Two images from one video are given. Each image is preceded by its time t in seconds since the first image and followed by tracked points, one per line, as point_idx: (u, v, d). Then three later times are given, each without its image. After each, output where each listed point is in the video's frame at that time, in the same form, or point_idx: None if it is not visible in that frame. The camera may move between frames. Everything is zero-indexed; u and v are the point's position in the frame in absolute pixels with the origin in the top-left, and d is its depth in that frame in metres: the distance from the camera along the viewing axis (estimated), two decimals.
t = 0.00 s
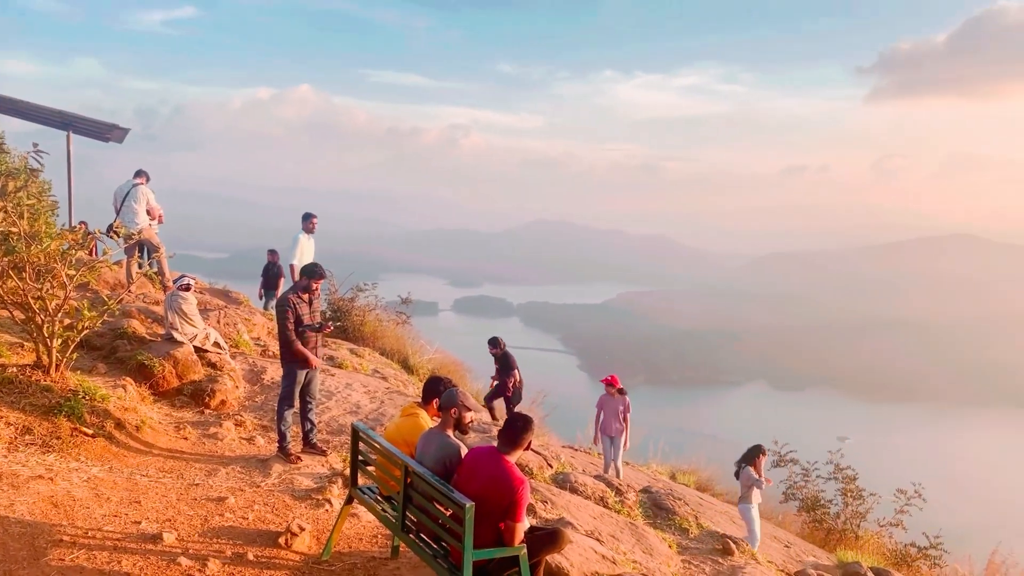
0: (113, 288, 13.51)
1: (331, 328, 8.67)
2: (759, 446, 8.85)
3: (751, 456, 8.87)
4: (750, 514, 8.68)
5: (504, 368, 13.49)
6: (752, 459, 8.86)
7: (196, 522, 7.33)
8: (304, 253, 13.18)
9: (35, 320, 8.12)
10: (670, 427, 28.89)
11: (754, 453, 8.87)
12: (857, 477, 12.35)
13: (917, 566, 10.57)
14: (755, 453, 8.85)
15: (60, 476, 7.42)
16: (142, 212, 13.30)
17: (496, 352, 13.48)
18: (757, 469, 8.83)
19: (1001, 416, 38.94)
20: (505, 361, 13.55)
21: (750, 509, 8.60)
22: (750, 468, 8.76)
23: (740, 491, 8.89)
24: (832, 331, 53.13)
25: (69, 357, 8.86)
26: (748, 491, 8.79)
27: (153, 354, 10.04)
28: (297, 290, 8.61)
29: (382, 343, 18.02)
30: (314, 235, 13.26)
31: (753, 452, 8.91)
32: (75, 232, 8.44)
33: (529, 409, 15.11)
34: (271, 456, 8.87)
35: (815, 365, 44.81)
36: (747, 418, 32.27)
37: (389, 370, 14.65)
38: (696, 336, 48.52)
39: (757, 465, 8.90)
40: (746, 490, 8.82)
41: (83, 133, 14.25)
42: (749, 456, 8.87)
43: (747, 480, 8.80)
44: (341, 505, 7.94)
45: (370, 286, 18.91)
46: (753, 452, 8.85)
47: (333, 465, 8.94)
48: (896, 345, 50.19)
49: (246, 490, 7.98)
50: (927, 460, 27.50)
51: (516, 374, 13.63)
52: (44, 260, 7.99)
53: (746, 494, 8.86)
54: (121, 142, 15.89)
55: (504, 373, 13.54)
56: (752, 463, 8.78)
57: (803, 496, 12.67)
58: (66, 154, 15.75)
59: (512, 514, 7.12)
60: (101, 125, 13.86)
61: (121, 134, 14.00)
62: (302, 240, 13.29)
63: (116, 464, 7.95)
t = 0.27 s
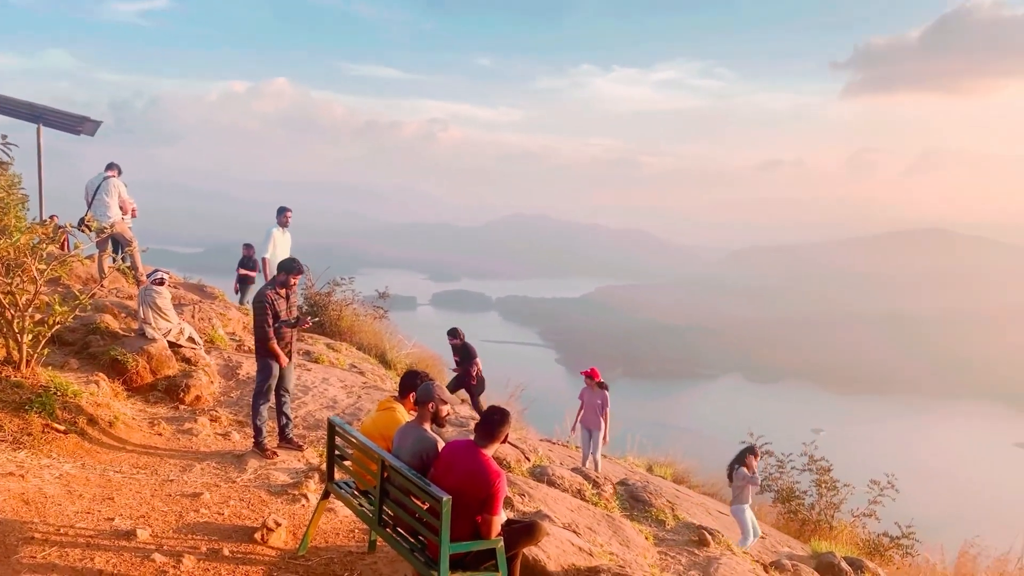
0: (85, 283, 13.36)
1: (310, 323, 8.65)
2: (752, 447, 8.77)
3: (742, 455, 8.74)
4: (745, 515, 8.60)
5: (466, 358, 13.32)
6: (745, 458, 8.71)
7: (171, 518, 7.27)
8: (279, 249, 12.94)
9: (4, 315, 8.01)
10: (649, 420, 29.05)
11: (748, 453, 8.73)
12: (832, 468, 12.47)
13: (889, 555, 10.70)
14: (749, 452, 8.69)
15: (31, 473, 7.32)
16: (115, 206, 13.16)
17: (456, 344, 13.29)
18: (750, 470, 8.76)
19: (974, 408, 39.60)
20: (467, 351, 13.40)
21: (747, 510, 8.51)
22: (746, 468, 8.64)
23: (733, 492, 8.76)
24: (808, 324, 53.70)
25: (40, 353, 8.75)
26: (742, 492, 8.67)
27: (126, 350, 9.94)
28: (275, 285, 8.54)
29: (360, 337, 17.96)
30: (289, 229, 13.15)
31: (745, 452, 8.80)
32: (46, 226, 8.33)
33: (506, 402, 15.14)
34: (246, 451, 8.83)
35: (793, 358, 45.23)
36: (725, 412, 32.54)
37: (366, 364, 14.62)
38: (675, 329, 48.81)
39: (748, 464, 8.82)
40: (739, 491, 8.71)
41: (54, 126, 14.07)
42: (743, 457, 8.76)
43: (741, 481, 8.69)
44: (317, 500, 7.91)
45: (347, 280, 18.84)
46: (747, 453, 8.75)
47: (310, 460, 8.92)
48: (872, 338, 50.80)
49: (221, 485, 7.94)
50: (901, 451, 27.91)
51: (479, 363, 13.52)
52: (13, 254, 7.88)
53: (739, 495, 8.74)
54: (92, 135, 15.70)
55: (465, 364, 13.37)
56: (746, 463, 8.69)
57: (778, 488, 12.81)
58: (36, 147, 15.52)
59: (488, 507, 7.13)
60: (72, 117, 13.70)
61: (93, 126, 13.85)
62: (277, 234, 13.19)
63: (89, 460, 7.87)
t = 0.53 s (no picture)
0: (56, 279, 13.22)
1: (286, 320, 8.59)
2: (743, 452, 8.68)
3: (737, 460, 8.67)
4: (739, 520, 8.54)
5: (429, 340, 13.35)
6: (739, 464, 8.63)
7: (145, 514, 7.20)
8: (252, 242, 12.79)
9: None
10: (627, 413, 29.22)
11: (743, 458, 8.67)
12: (806, 459, 12.61)
13: (862, 545, 10.86)
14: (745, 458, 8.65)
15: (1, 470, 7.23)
16: (86, 199, 13.01)
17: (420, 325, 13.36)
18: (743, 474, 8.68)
19: (945, 399, 40.30)
20: (429, 333, 13.50)
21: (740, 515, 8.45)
22: (740, 473, 8.55)
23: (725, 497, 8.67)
24: (784, 316, 54.27)
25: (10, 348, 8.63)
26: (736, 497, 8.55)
27: (98, 345, 9.83)
28: (252, 279, 8.47)
29: (336, 332, 17.90)
30: (264, 223, 13.04)
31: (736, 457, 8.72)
32: (15, 219, 8.21)
33: (483, 395, 15.17)
34: (222, 446, 8.78)
35: (770, 351, 45.67)
36: (703, 405, 32.82)
37: (343, 359, 14.58)
38: (653, 323, 49.13)
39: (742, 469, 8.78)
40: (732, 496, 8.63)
41: (23, 118, 13.85)
42: (734, 462, 8.67)
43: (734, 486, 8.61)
44: (294, 494, 7.88)
45: (324, 275, 18.76)
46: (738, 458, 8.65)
47: (286, 455, 8.89)
48: (847, 331, 51.45)
49: (196, 481, 7.89)
50: (874, 443, 28.33)
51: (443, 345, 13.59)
52: None
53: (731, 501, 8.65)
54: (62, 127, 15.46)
55: (429, 346, 13.41)
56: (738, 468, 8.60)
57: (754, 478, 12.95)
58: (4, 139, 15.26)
59: (465, 500, 7.14)
60: (42, 109, 13.50)
61: (64, 118, 13.65)
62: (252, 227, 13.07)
63: (61, 457, 7.78)
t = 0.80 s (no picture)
0: (25, 273, 13.03)
1: (260, 314, 8.53)
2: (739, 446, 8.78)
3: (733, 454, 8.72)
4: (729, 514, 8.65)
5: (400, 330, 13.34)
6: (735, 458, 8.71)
7: (117, 510, 7.13)
8: (225, 234, 12.65)
9: None
10: (605, 406, 29.35)
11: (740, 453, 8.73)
12: (779, 450, 12.84)
13: (835, 533, 11.03)
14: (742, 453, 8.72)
15: None
16: (55, 192, 12.80)
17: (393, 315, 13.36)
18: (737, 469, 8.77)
19: (917, 390, 40.97)
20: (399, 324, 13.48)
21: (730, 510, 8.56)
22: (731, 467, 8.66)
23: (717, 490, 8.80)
24: (760, 309, 54.81)
25: None
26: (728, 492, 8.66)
27: (69, 340, 9.70)
28: (227, 271, 8.43)
29: (312, 326, 17.83)
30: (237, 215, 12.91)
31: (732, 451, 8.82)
32: None
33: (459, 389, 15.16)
34: (195, 441, 8.72)
35: (747, 344, 46.09)
36: (681, 398, 33.06)
37: (319, 353, 14.53)
38: (631, 316, 49.39)
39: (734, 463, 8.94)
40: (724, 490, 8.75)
41: None
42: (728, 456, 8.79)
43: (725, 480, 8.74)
44: (268, 489, 7.85)
45: (298, 268, 18.65)
46: (732, 452, 8.76)
47: (260, 450, 8.84)
48: (822, 324, 52.06)
49: (169, 476, 7.82)
50: (848, 433, 28.74)
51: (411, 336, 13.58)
52: None
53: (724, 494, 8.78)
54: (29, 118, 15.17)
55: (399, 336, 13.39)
56: (730, 462, 8.72)
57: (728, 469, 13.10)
58: None
59: (441, 493, 7.15)
60: (9, 100, 13.25)
61: (32, 110, 13.41)
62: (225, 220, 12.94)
63: (31, 454, 7.68)
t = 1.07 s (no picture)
0: None
1: (234, 306, 8.44)
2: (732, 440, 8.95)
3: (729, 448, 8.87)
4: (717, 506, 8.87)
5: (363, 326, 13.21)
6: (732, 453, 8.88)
7: (87, 506, 7.05)
8: (197, 227, 12.49)
9: None
10: (582, 398, 29.47)
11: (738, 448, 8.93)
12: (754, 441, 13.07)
13: (806, 522, 11.22)
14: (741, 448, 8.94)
15: None
16: (21, 185, 12.57)
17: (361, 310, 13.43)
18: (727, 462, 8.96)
19: (888, 380, 41.68)
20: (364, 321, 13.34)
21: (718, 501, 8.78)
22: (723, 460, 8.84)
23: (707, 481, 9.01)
24: (735, 301, 55.35)
25: None
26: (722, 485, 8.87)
27: (37, 334, 9.56)
28: (200, 263, 8.36)
29: (286, 319, 17.74)
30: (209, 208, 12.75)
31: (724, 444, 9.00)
32: None
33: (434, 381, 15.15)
34: (167, 436, 8.64)
35: (723, 336, 46.49)
36: (658, 390, 33.29)
37: (293, 347, 14.47)
38: (608, 308, 49.65)
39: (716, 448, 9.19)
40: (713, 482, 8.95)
41: None
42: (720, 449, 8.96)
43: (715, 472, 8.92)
44: (242, 484, 7.80)
45: (272, 261, 18.52)
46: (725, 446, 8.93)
47: (233, 445, 8.79)
48: (796, 316, 52.70)
49: (141, 472, 7.74)
50: (822, 424, 29.17)
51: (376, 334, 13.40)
52: None
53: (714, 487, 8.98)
54: None
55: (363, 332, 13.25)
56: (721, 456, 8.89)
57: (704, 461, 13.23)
58: None
59: (417, 486, 7.15)
60: None
61: None
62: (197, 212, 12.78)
63: None
